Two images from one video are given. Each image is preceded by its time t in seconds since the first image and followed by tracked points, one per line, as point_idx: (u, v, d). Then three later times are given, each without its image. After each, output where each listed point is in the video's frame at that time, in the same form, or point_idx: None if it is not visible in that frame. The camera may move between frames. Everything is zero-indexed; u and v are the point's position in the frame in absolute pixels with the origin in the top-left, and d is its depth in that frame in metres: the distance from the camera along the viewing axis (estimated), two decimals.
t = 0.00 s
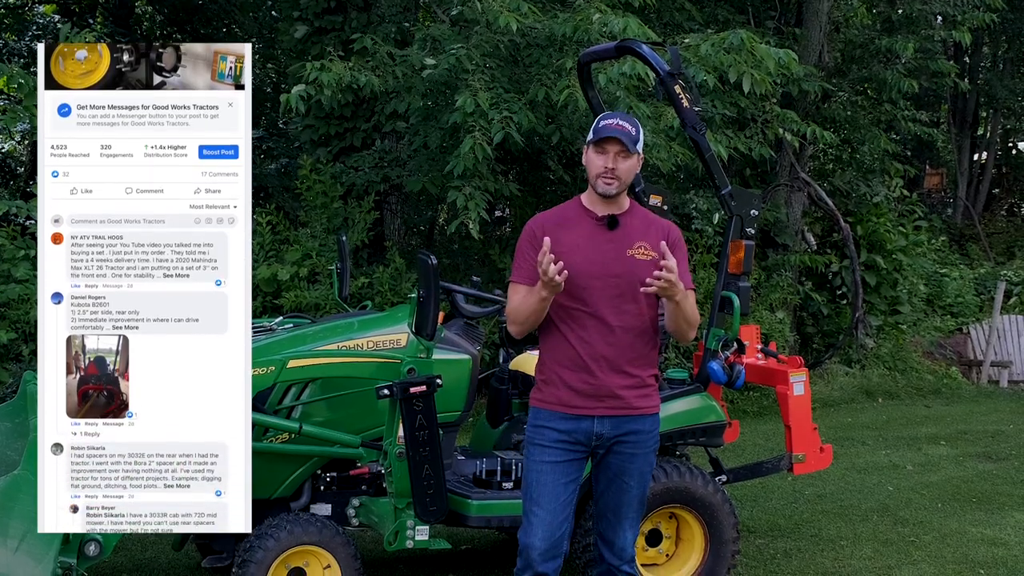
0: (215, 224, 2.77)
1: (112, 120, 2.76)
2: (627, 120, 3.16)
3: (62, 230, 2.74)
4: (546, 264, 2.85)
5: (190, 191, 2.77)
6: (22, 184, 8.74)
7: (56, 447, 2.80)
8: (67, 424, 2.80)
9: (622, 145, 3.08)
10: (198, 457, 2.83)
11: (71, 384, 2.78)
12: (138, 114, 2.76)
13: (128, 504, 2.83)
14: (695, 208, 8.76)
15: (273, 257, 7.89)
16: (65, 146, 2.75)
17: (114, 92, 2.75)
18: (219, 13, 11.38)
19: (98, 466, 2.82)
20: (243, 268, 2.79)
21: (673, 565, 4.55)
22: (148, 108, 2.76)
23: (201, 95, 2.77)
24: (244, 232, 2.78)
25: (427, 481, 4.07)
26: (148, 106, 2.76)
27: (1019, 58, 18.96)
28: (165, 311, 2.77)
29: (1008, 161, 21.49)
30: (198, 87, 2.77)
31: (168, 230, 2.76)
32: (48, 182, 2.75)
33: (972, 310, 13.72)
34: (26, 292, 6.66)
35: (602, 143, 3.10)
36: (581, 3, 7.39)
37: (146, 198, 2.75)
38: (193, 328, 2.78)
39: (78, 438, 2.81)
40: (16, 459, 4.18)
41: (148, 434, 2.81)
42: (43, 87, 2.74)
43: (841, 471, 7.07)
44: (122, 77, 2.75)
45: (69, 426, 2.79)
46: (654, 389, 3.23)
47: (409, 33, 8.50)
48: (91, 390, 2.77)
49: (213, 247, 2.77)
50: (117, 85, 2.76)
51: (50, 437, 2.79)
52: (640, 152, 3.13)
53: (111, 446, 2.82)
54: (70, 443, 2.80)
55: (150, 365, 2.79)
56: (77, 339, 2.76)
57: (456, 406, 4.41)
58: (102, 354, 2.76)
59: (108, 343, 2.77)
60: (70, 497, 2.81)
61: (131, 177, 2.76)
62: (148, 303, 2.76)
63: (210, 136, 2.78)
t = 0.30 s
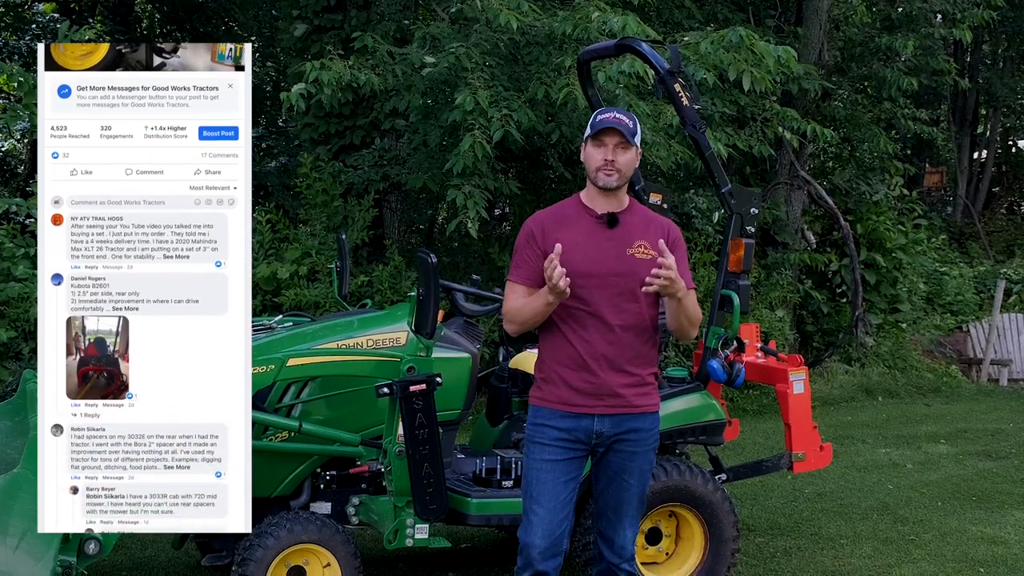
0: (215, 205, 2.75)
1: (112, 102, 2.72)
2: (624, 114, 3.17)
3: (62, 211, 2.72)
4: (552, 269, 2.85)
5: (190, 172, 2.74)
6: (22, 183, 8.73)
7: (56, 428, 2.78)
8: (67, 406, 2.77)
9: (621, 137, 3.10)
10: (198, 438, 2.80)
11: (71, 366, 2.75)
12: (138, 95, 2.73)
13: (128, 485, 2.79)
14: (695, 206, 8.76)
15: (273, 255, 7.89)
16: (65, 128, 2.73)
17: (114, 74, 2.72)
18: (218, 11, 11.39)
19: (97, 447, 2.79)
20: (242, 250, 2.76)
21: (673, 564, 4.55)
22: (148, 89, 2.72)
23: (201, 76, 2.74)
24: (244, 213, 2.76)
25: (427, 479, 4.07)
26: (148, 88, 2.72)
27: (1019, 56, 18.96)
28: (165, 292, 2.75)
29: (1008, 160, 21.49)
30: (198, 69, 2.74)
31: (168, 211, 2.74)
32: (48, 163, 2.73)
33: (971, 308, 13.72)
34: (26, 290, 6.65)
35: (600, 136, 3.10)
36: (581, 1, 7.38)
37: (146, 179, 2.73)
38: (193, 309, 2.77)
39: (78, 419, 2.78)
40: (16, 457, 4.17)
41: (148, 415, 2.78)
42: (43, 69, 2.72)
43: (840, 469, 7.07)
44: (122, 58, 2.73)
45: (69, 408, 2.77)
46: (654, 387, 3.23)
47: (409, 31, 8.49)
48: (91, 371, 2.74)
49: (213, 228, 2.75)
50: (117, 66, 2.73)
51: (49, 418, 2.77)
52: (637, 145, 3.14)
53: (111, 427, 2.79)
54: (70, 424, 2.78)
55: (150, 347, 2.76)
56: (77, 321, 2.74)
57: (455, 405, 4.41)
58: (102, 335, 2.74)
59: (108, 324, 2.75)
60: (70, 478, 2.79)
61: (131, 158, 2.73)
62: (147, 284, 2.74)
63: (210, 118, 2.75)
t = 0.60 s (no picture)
0: (215, 185, 2.68)
1: (112, 82, 2.66)
2: (627, 110, 3.16)
3: (62, 190, 2.65)
4: (592, 232, 2.82)
5: (190, 151, 2.68)
6: (22, 182, 8.74)
7: (56, 408, 2.69)
8: (67, 386, 2.69)
9: (629, 133, 3.10)
10: (198, 419, 2.72)
11: (71, 347, 2.68)
12: (137, 75, 2.65)
13: (128, 467, 2.71)
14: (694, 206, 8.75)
15: (273, 254, 7.89)
16: (65, 107, 2.66)
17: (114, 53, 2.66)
18: (218, 11, 11.40)
19: (98, 428, 2.71)
20: (243, 230, 2.69)
21: (672, 563, 4.55)
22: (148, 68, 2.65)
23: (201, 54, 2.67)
24: (244, 193, 2.70)
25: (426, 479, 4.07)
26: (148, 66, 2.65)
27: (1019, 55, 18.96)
28: (165, 273, 2.68)
29: (1007, 159, 21.50)
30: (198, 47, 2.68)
31: (168, 190, 2.67)
32: (48, 143, 2.66)
33: (971, 307, 13.73)
34: (25, 289, 6.65)
35: (608, 133, 3.10)
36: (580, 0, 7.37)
37: (146, 158, 2.65)
38: (193, 290, 2.69)
39: (78, 401, 2.69)
40: (15, 456, 4.17)
41: (149, 396, 2.70)
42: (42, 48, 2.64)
43: (840, 468, 7.07)
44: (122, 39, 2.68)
45: (68, 388, 2.68)
46: (654, 386, 3.23)
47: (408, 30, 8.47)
48: (90, 352, 2.67)
49: (213, 208, 2.69)
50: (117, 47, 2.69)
51: (49, 398, 2.68)
52: (642, 140, 3.14)
53: (111, 408, 2.71)
54: (70, 405, 2.69)
55: (150, 327, 2.70)
56: (77, 301, 2.67)
57: (455, 404, 4.41)
58: (102, 315, 2.67)
59: (108, 304, 2.68)
60: (70, 459, 2.70)
61: (131, 137, 2.66)
62: (148, 265, 2.66)
63: (210, 97, 2.68)
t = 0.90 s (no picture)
0: (214, 166, 2.72)
1: (112, 62, 2.70)
2: (634, 111, 3.17)
3: (62, 171, 2.69)
4: (609, 225, 2.82)
5: (189, 133, 2.71)
6: (22, 182, 8.74)
7: (55, 388, 2.73)
8: (67, 364, 2.72)
9: (640, 136, 3.11)
10: (197, 397, 2.76)
11: (71, 326, 2.71)
12: (137, 56, 2.70)
13: (128, 444, 2.75)
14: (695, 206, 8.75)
15: (273, 254, 7.89)
16: (65, 89, 2.70)
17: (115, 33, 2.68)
18: (219, 11, 11.40)
19: (98, 407, 2.74)
20: (242, 210, 2.73)
21: (672, 563, 4.55)
22: (148, 50, 2.70)
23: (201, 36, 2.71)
24: (244, 174, 2.73)
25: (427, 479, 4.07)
26: (148, 48, 2.70)
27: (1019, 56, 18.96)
28: (165, 253, 2.72)
29: (1008, 160, 21.51)
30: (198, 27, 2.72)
31: (167, 171, 2.71)
32: (48, 124, 2.70)
33: (971, 308, 13.73)
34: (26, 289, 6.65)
35: (618, 135, 3.10)
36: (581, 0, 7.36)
37: (146, 140, 2.69)
38: (192, 269, 2.74)
39: (78, 379, 2.73)
40: (15, 455, 4.17)
41: (148, 375, 2.74)
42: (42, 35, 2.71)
43: (840, 469, 7.07)
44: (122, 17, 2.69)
45: (69, 366, 2.72)
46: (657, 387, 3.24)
47: (409, 29, 8.47)
48: (90, 331, 2.71)
49: (212, 188, 2.72)
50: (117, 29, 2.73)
51: (49, 377, 2.72)
52: (650, 141, 3.16)
53: (111, 387, 2.74)
54: (70, 384, 2.73)
55: (149, 306, 2.74)
56: (77, 281, 2.71)
57: (455, 405, 4.41)
58: (102, 295, 2.71)
59: (108, 284, 2.72)
60: (70, 438, 2.74)
61: (131, 119, 2.70)
62: (148, 244, 2.71)
63: (210, 78, 2.72)
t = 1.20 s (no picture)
0: (214, 144, 2.69)
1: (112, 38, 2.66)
2: (634, 112, 3.17)
3: (62, 149, 2.66)
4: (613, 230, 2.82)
5: (190, 111, 2.68)
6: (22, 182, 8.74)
7: (55, 366, 2.68)
8: (67, 344, 2.68)
9: (636, 136, 3.11)
10: (198, 376, 2.72)
11: (71, 305, 2.67)
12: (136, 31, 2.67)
13: (128, 424, 2.71)
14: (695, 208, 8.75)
15: (273, 255, 7.90)
16: (64, 66, 2.66)
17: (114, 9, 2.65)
18: (219, 11, 11.40)
19: (98, 386, 2.70)
20: (243, 188, 2.70)
21: (671, 564, 4.55)
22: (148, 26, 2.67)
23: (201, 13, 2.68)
24: (244, 152, 2.70)
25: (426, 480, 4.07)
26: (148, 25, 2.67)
27: (1018, 58, 19.00)
28: (165, 231, 2.69)
29: (1007, 161, 21.55)
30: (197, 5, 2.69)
31: (168, 149, 2.67)
32: (47, 101, 2.66)
33: (971, 310, 13.75)
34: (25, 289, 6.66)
35: (616, 136, 3.10)
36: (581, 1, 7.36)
37: (146, 118, 2.66)
38: (193, 248, 2.70)
39: (78, 358, 2.69)
40: (15, 456, 4.17)
41: (149, 353, 2.70)
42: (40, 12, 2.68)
43: (839, 471, 7.07)
44: None
45: (68, 346, 2.68)
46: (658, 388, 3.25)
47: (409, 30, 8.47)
48: (90, 311, 2.68)
49: (213, 166, 2.69)
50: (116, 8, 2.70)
51: (49, 356, 2.67)
52: (649, 143, 3.16)
53: (111, 365, 2.70)
54: (70, 362, 2.68)
55: (149, 283, 2.70)
56: (76, 260, 2.68)
57: (455, 405, 4.41)
58: (102, 274, 2.68)
59: (108, 263, 2.69)
60: (70, 417, 2.69)
61: (131, 97, 2.67)
62: (148, 223, 2.68)
63: (210, 55, 2.69)
